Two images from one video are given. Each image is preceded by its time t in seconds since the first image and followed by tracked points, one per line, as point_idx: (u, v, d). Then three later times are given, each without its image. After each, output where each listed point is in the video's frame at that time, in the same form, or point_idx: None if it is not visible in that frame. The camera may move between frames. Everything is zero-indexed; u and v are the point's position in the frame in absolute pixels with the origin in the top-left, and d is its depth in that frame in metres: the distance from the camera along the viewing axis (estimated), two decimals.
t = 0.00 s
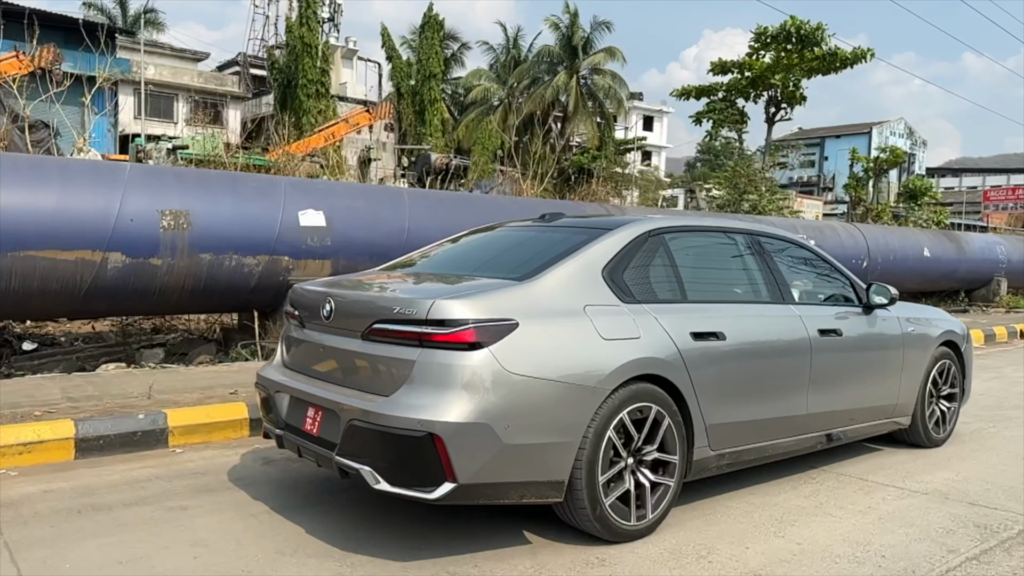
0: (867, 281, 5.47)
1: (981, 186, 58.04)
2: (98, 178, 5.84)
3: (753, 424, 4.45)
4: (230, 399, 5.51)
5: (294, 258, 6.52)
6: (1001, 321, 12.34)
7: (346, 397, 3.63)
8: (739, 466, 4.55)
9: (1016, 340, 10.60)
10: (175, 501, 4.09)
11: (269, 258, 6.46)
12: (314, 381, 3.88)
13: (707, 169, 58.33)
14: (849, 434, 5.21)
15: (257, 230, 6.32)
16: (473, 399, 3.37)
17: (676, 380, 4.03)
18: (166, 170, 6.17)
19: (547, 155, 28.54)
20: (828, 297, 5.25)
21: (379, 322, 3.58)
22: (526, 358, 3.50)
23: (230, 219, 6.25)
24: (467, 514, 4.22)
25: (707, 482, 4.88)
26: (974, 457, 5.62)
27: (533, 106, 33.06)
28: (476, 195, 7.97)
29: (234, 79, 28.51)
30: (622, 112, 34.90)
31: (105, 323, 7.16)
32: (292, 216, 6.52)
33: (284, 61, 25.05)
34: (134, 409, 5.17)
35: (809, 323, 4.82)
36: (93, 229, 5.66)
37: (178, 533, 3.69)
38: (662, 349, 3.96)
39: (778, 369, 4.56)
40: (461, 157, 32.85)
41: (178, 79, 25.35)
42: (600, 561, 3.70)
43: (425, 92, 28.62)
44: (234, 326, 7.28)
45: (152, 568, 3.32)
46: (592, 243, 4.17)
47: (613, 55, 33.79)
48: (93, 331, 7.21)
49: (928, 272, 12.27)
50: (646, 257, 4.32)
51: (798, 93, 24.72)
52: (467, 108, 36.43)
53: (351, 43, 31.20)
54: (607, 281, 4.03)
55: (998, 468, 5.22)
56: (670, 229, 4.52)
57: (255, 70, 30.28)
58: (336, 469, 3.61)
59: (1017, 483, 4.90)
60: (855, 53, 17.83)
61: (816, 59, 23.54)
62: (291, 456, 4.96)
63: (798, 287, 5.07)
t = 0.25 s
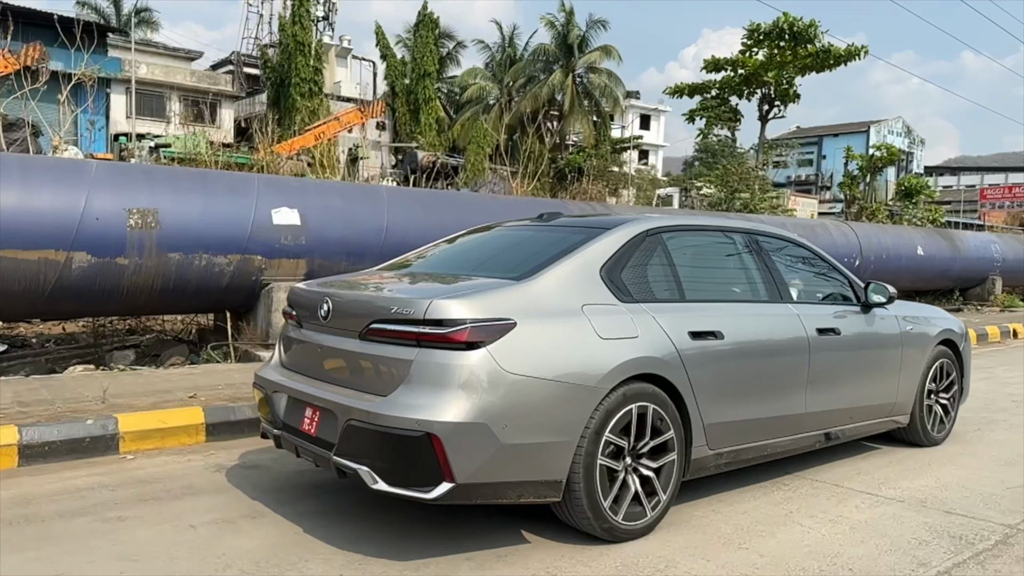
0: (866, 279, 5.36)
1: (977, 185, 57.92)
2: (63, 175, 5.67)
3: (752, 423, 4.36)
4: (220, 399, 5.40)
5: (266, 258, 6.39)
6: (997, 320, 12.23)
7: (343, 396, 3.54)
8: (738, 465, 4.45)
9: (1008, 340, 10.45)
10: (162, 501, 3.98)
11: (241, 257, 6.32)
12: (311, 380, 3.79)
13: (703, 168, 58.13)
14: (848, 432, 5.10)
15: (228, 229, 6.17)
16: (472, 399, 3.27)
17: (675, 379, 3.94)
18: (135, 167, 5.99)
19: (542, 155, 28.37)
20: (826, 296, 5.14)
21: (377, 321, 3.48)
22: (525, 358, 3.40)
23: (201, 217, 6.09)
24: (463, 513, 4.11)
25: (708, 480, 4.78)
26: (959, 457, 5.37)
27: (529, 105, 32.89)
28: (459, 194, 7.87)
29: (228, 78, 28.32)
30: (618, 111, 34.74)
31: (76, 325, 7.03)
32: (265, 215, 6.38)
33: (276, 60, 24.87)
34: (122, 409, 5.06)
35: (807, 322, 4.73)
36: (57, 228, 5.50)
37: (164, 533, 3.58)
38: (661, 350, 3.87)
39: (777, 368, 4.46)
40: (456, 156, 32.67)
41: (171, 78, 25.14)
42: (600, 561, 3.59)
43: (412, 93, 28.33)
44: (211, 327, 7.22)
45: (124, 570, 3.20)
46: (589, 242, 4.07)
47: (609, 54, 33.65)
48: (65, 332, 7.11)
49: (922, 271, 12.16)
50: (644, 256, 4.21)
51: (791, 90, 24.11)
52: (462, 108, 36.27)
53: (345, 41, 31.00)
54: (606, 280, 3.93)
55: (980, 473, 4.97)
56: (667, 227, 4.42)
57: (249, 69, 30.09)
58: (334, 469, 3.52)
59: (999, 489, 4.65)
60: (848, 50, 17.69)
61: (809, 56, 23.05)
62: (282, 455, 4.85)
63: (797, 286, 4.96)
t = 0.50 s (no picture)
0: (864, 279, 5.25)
1: (975, 184, 57.68)
2: (21, 172, 5.52)
3: (749, 423, 4.30)
4: (212, 401, 5.36)
5: (233, 258, 6.25)
6: (990, 320, 12.14)
7: (341, 396, 3.52)
8: (735, 465, 4.40)
9: (1000, 341, 10.32)
10: (153, 504, 3.95)
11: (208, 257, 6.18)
12: (310, 380, 3.77)
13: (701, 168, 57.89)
14: (847, 433, 5.01)
15: (192, 228, 6.01)
16: (469, 399, 3.24)
17: (674, 379, 3.91)
18: (98, 164, 5.84)
19: (537, 155, 28.20)
20: (825, 296, 5.05)
21: (375, 321, 3.46)
22: (523, 358, 3.38)
23: (165, 216, 5.93)
24: (458, 514, 4.08)
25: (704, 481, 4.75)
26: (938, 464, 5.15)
27: (524, 104, 32.71)
28: (441, 192, 7.74)
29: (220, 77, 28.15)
30: (614, 110, 34.53)
31: (44, 326, 6.92)
32: (233, 214, 6.22)
33: (269, 59, 24.70)
34: (114, 411, 5.02)
35: (804, 321, 4.65)
36: (12, 227, 5.36)
37: (156, 537, 3.55)
38: (658, 350, 3.82)
39: (775, 368, 4.40)
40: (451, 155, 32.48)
41: (162, 77, 24.98)
42: (595, 563, 3.57)
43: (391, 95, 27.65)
44: (183, 329, 7.13)
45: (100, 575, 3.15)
46: (586, 243, 4.02)
47: (604, 53, 33.46)
48: (32, 333, 6.99)
49: (914, 271, 12.06)
50: (641, 257, 4.16)
51: (784, 88, 23.19)
52: (457, 107, 36.08)
53: (339, 40, 30.81)
54: (603, 281, 3.89)
55: (954, 485, 4.76)
56: (665, 228, 4.36)
57: (242, 68, 29.92)
58: (332, 469, 3.50)
59: (973, 502, 4.46)
60: (841, 48, 17.53)
61: (801, 54, 22.49)
62: (274, 458, 4.81)
63: (795, 286, 4.88)
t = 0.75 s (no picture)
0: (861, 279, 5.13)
1: (972, 185, 57.57)
2: None
3: (747, 424, 4.18)
4: (202, 401, 5.25)
5: (203, 257, 6.14)
6: (986, 320, 12.01)
7: (339, 397, 3.43)
8: (733, 466, 4.28)
9: (991, 342, 10.18)
10: (141, 505, 3.83)
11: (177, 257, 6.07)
12: (307, 380, 3.68)
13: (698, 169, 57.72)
14: (843, 433, 4.89)
15: (160, 227, 5.91)
16: (466, 400, 3.15)
17: (674, 379, 3.80)
18: (63, 162, 5.72)
19: (533, 155, 28.06)
20: (823, 297, 4.93)
21: (372, 322, 3.37)
22: (521, 357, 3.29)
23: (132, 215, 5.81)
24: (454, 514, 3.97)
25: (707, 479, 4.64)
26: (918, 468, 4.81)
27: (520, 103, 32.60)
28: (417, 190, 7.64)
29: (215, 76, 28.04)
30: (609, 111, 34.41)
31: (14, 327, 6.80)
32: (203, 213, 6.10)
33: (263, 58, 24.59)
34: (102, 410, 4.91)
35: (803, 322, 4.54)
36: None
37: (143, 539, 3.43)
38: (657, 351, 3.72)
39: (773, 369, 4.29)
40: (446, 155, 32.35)
41: (155, 76, 24.84)
42: (597, 561, 3.46)
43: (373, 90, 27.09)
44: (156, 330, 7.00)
45: None
46: (583, 243, 3.92)
47: (600, 53, 33.36)
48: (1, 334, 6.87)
49: (907, 271, 11.94)
50: (639, 257, 4.06)
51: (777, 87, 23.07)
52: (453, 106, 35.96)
53: (334, 39, 30.70)
54: (600, 281, 3.79)
55: (933, 490, 4.42)
56: (663, 228, 4.26)
57: (236, 68, 29.80)
58: (329, 470, 3.41)
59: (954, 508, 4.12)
60: (834, 46, 17.44)
61: (795, 53, 22.38)
62: (264, 459, 4.69)
63: (793, 287, 4.77)
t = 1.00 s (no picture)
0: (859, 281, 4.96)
1: (967, 187, 57.50)
2: None
3: (743, 426, 4.08)
4: (193, 401, 5.17)
5: (168, 257, 6.00)
6: (980, 322, 11.90)
7: (336, 397, 3.36)
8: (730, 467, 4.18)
9: (981, 345, 10.09)
10: (130, 508, 3.76)
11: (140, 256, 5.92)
12: (304, 381, 3.60)
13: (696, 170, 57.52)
14: (842, 435, 4.76)
15: (123, 226, 5.76)
16: (463, 400, 3.09)
17: (671, 381, 3.72)
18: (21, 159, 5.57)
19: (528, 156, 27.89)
20: (820, 298, 4.81)
21: (369, 322, 3.30)
22: (518, 358, 3.22)
23: (92, 213, 5.65)
24: (450, 515, 3.90)
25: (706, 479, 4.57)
26: (892, 477, 4.60)
27: (515, 103, 32.44)
28: (397, 189, 7.50)
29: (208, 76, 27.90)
30: (605, 111, 34.23)
31: None
32: (168, 211, 5.95)
33: (255, 57, 24.44)
34: (91, 412, 4.83)
35: (801, 323, 4.42)
36: None
37: (132, 543, 3.36)
38: (653, 353, 3.64)
39: (771, 370, 4.18)
40: (440, 155, 32.18)
41: (147, 75, 24.70)
42: (595, 563, 3.40)
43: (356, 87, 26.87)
44: (125, 331, 6.89)
45: None
46: (580, 244, 3.84)
47: (596, 53, 33.21)
48: None
49: (899, 272, 11.83)
50: (636, 258, 3.96)
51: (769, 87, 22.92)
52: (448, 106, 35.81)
53: (327, 38, 30.55)
54: (597, 282, 3.71)
55: (904, 502, 4.22)
56: (661, 229, 4.16)
57: (229, 67, 29.65)
58: (325, 471, 3.34)
59: (926, 522, 3.91)
60: (828, 45, 17.33)
61: (788, 52, 22.23)
62: (256, 461, 4.62)
63: (791, 288, 4.65)
